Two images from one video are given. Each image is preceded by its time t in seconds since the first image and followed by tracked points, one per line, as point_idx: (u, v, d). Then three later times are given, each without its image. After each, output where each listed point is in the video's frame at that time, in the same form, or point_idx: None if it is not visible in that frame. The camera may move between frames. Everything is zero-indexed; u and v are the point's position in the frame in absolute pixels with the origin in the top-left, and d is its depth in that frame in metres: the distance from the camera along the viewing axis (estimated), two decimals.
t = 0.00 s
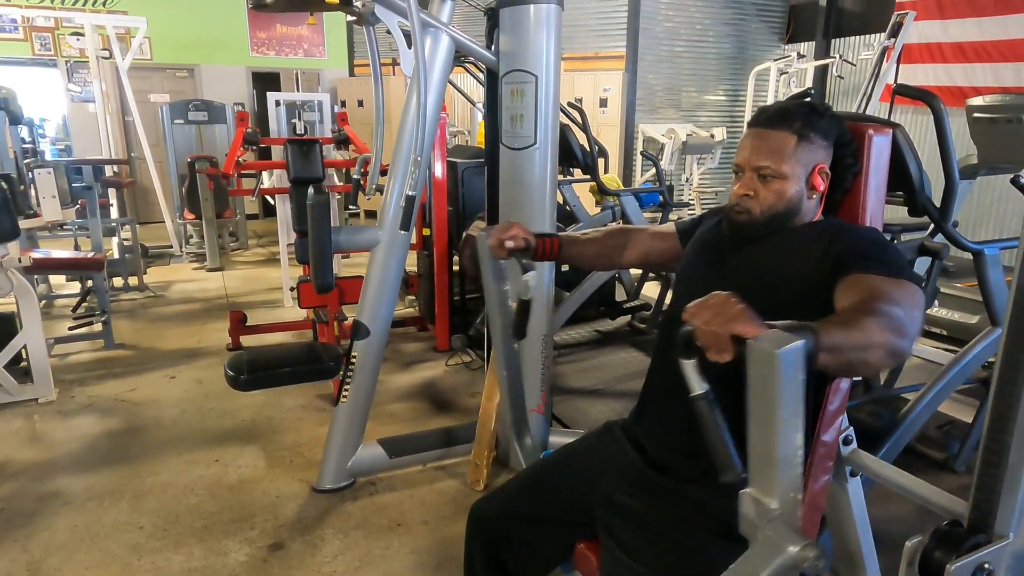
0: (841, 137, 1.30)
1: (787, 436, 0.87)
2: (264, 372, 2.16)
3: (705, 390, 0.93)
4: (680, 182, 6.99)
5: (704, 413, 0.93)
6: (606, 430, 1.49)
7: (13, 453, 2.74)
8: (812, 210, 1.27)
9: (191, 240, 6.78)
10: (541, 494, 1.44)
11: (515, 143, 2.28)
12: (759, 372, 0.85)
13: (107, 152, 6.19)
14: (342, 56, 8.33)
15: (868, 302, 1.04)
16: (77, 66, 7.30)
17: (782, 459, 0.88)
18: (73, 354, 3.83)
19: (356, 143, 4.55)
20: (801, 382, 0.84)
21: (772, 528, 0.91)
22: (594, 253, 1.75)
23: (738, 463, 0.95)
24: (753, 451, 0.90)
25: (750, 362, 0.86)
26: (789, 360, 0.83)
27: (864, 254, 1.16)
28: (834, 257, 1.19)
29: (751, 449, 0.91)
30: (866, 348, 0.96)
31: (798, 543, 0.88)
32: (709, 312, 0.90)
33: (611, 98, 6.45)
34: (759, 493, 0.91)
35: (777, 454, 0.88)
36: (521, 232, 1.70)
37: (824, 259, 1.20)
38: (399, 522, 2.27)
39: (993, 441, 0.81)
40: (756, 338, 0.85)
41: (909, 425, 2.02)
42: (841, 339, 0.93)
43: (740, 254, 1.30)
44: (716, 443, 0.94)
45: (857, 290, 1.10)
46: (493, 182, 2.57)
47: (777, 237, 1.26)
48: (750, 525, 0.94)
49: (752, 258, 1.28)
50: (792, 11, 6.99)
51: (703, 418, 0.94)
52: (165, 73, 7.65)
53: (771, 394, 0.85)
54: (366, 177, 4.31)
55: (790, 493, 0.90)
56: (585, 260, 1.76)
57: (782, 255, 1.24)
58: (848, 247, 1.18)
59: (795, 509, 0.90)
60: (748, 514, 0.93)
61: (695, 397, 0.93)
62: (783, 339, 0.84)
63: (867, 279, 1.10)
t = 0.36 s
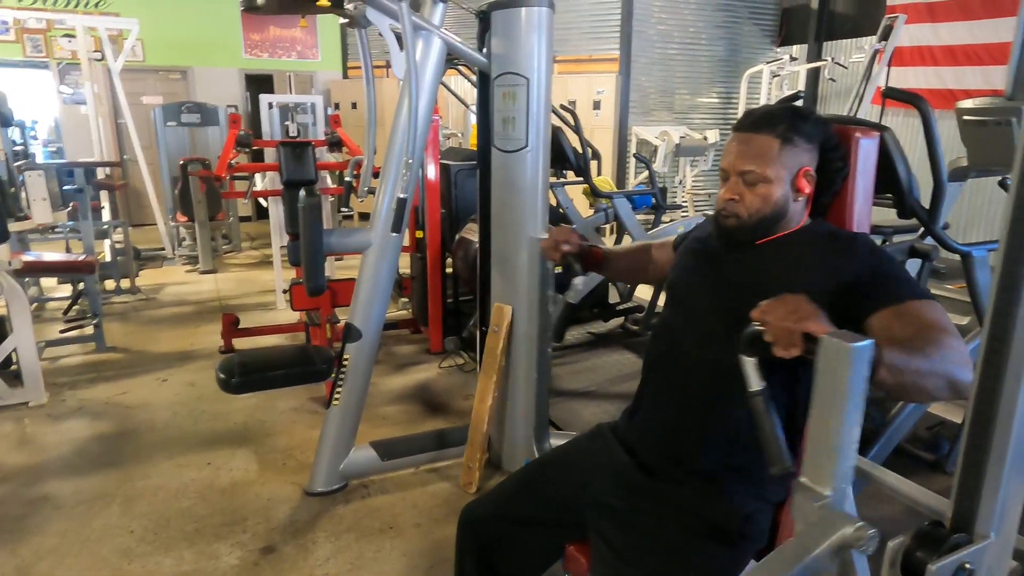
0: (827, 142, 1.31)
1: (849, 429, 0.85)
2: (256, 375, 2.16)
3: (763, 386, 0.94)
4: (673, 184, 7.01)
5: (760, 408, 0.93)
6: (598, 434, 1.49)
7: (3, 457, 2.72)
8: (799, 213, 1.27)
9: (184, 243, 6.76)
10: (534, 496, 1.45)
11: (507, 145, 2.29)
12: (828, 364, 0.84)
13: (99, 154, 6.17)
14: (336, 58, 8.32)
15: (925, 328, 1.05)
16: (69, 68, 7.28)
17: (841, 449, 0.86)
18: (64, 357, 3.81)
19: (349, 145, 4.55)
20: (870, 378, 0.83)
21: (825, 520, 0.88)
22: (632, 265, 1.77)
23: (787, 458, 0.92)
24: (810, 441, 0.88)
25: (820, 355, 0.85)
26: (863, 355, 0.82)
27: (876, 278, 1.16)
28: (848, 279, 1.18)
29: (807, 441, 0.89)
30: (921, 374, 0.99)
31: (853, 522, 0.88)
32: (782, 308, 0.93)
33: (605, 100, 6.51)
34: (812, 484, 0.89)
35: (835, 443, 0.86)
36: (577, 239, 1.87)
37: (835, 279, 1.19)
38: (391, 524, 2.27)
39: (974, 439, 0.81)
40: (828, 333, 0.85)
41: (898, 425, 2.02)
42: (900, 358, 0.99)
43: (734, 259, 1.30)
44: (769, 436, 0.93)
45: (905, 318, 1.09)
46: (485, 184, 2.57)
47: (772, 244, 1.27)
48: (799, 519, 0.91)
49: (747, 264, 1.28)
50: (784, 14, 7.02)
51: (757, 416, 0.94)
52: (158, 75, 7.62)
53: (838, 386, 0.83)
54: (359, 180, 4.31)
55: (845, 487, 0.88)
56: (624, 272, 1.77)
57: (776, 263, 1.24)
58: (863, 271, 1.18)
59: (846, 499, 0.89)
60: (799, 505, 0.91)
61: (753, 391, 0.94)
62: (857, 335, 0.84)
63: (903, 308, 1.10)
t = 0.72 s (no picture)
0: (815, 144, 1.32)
1: (872, 433, 0.84)
2: (250, 378, 2.15)
3: (787, 392, 0.93)
4: (667, 186, 7.03)
5: (784, 413, 0.92)
6: (592, 438, 1.50)
7: None
8: (787, 215, 1.28)
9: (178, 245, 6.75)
10: (528, 498, 1.45)
11: (499, 148, 2.29)
12: (856, 370, 0.83)
13: (92, 157, 6.15)
14: (331, 60, 8.32)
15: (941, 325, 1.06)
16: (62, 70, 7.26)
17: (863, 453, 0.85)
18: (57, 361, 3.79)
19: (343, 147, 4.54)
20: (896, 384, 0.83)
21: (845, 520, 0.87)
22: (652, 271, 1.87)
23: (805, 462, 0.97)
24: (834, 444, 0.88)
25: (848, 362, 0.85)
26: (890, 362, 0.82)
27: (874, 283, 1.17)
28: (850, 284, 1.18)
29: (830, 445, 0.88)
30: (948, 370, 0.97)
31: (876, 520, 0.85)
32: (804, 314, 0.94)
33: (599, 102, 6.51)
34: (834, 485, 0.88)
35: (858, 447, 0.85)
36: (603, 247, 1.88)
37: (836, 284, 1.19)
38: (385, 527, 2.27)
39: (957, 441, 0.82)
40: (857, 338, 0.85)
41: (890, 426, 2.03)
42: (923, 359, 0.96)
43: (727, 262, 1.30)
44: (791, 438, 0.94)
45: (919, 316, 1.10)
46: (478, 187, 2.57)
47: (768, 248, 1.26)
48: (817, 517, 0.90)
49: (739, 266, 1.28)
50: (778, 17, 7.05)
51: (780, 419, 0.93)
52: (152, 78, 7.60)
53: (864, 391, 0.83)
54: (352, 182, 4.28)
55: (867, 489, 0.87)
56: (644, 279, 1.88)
57: (766, 269, 1.25)
58: (856, 277, 1.18)
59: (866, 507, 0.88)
60: (820, 505, 0.90)
61: (777, 396, 0.92)
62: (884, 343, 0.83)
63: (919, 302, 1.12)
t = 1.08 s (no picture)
0: (814, 145, 1.32)
1: (764, 437, 0.87)
2: (248, 380, 2.15)
3: (686, 394, 0.94)
4: (666, 188, 7.04)
5: (684, 418, 0.94)
6: (589, 438, 1.49)
7: None
8: (787, 216, 1.28)
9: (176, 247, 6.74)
10: (525, 500, 1.44)
11: (498, 150, 2.29)
12: (736, 375, 0.86)
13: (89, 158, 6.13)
14: (329, 62, 8.32)
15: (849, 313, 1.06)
16: (60, 72, 7.25)
17: (758, 460, 0.88)
18: (54, 363, 3.78)
19: (341, 149, 4.54)
20: (777, 383, 0.86)
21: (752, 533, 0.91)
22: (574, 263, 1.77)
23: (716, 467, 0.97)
24: (730, 454, 0.91)
25: (728, 365, 0.87)
26: (766, 363, 0.85)
27: (845, 265, 1.17)
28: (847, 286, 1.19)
29: (729, 454, 0.91)
30: (847, 357, 0.98)
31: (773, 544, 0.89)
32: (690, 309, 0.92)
33: (597, 104, 6.50)
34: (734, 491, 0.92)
35: (754, 455, 0.88)
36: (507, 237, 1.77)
37: (804, 266, 1.21)
38: (383, 529, 2.26)
39: (957, 441, 0.82)
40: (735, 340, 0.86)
41: (891, 425, 1.99)
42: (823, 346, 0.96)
43: (716, 265, 1.32)
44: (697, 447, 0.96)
45: (840, 298, 1.11)
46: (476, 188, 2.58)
47: (751, 246, 1.28)
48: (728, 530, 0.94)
49: (734, 264, 1.29)
50: (775, 19, 7.07)
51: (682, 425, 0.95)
52: (149, 79, 7.57)
53: (747, 395, 0.86)
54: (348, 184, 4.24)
55: (767, 495, 0.90)
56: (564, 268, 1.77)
57: (750, 264, 1.27)
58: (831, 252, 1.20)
59: (773, 512, 0.90)
60: (726, 515, 0.93)
61: (675, 400, 0.94)
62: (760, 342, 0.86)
63: (849, 289, 1.12)
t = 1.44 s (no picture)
0: (815, 147, 1.32)
1: (840, 435, 0.82)
2: (248, 381, 2.15)
3: (756, 392, 0.88)
4: (665, 189, 7.05)
5: (752, 414, 0.89)
6: (589, 440, 1.49)
7: None
8: (789, 218, 1.28)
9: (176, 248, 6.74)
10: (525, 502, 1.44)
11: (499, 150, 2.29)
12: (817, 370, 0.81)
13: (88, 159, 6.13)
14: (329, 63, 8.32)
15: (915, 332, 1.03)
16: (59, 73, 7.26)
17: (831, 454, 0.84)
18: (54, 364, 3.78)
19: (341, 150, 4.53)
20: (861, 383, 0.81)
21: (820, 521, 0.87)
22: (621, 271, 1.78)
23: (779, 460, 0.91)
24: (801, 447, 0.87)
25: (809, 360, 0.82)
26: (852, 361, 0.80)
27: (854, 277, 1.17)
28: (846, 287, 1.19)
29: (799, 448, 0.87)
30: (913, 378, 0.95)
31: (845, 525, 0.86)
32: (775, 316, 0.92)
33: (596, 105, 6.52)
34: (804, 485, 0.88)
35: (825, 450, 0.84)
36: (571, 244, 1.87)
37: (824, 283, 1.19)
38: (383, 530, 2.26)
39: (959, 445, 0.82)
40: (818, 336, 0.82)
41: (889, 428, 1.99)
42: (894, 362, 0.95)
43: (721, 263, 1.31)
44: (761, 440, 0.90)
45: (887, 323, 1.08)
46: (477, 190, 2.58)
47: (751, 247, 1.28)
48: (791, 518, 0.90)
49: (741, 263, 1.28)
50: (774, 20, 7.08)
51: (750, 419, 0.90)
52: (149, 80, 7.57)
53: (827, 392, 0.81)
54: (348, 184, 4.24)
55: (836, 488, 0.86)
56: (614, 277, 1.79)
57: (759, 266, 1.26)
58: (852, 271, 1.18)
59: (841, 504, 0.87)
60: (792, 505, 0.90)
61: (744, 396, 0.89)
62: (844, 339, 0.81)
63: (894, 310, 1.09)
